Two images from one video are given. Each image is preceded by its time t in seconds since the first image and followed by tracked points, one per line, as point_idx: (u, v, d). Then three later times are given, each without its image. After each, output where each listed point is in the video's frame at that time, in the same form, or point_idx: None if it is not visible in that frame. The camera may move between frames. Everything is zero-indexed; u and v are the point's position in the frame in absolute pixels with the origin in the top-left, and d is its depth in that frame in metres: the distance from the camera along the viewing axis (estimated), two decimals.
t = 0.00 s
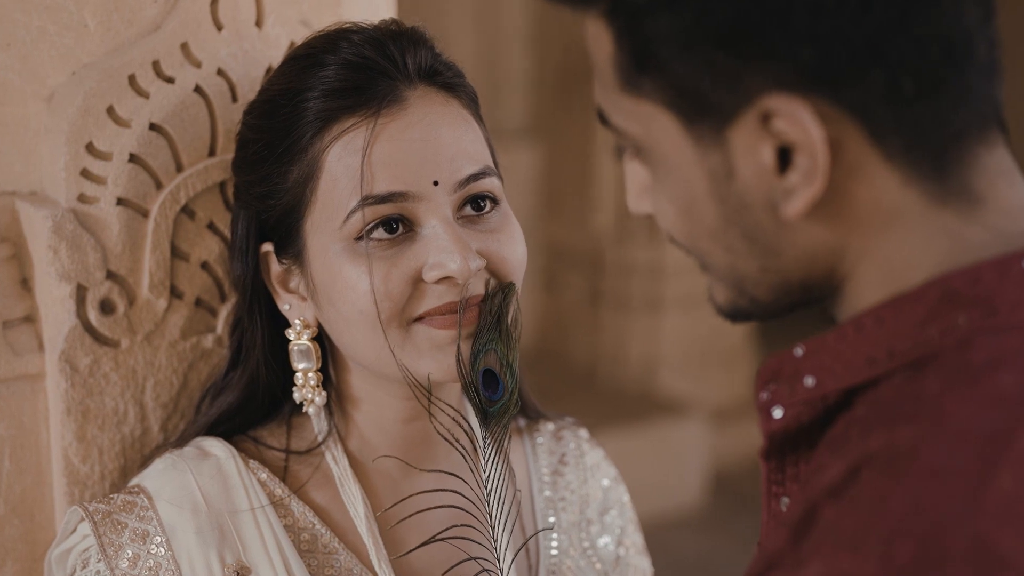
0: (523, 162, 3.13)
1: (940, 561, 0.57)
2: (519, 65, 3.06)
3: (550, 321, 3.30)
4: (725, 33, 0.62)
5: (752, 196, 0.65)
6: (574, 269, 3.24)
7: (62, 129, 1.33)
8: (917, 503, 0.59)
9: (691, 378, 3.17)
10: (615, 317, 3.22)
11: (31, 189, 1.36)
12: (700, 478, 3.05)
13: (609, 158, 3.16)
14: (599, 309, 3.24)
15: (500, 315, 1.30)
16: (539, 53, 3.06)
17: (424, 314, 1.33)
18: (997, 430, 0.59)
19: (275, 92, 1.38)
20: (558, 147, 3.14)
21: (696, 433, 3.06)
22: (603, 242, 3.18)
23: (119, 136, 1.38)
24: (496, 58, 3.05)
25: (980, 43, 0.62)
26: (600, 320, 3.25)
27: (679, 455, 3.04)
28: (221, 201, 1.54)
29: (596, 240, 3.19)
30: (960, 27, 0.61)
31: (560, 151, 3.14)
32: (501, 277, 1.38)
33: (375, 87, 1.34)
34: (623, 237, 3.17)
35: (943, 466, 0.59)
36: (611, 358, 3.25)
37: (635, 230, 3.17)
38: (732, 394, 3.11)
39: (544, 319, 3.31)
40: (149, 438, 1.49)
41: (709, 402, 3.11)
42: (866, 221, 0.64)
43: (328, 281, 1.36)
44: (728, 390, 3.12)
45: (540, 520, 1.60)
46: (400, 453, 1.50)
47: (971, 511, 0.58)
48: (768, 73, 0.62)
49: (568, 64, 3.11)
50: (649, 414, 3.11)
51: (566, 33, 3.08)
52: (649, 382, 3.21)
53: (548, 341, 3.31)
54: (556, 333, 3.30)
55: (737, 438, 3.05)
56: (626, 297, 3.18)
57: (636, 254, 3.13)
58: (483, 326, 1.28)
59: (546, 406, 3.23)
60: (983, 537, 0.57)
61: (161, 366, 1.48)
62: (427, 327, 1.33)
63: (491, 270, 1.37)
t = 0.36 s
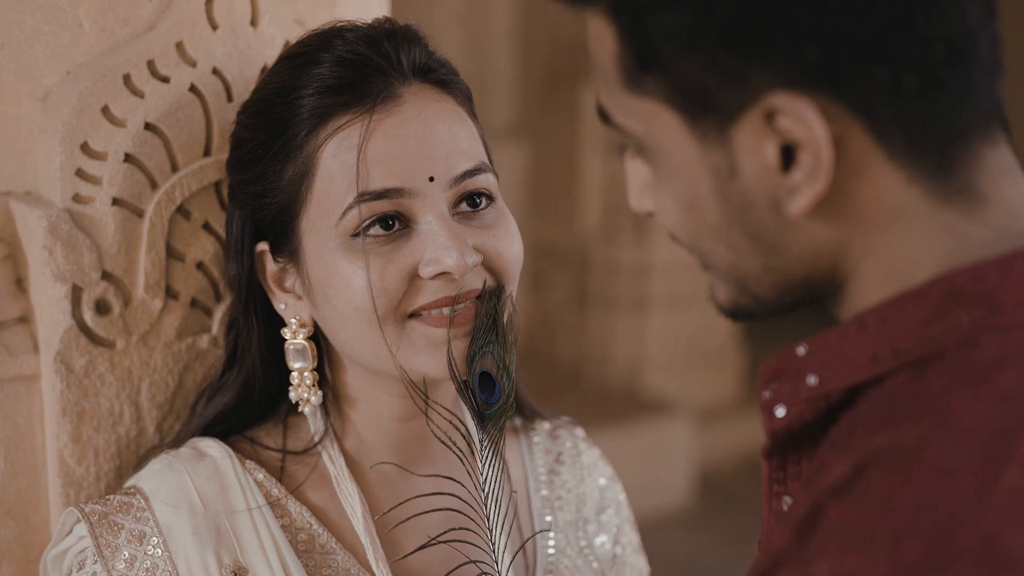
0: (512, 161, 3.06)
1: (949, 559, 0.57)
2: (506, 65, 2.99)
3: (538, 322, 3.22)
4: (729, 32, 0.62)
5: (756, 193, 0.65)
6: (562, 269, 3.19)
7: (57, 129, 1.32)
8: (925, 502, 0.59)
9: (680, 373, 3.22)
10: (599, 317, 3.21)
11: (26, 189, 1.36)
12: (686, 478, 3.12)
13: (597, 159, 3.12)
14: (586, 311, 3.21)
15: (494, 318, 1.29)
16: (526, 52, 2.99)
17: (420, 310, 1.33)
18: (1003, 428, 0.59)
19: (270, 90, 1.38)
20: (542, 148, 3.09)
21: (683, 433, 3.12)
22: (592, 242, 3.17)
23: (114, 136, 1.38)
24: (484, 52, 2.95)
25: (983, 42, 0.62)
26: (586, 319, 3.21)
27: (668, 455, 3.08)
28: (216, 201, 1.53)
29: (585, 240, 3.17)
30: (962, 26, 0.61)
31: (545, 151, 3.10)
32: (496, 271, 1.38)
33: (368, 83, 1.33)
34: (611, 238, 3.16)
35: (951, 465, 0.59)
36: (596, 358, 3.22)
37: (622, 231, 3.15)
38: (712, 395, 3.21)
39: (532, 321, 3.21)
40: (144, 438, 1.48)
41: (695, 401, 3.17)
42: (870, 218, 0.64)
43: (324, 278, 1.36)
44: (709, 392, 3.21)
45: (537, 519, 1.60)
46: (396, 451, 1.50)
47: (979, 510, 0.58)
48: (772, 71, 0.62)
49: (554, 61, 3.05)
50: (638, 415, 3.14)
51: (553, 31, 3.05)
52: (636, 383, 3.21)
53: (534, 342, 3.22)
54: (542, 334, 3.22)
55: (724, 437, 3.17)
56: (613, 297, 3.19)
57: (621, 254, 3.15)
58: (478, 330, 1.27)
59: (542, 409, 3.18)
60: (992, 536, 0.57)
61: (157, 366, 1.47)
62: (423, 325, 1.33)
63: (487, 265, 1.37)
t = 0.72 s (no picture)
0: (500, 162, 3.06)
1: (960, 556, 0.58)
2: (492, 67, 3.00)
3: (528, 320, 3.27)
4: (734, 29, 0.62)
5: (761, 191, 0.65)
6: (547, 269, 3.22)
7: (52, 128, 1.31)
8: (936, 500, 0.59)
9: (667, 373, 3.21)
10: (587, 316, 3.23)
11: (20, 189, 1.35)
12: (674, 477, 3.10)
13: (582, 158, 3.10)
14: (573, 309, 3.23)
15: (488, 321, 1.28)
16: (511, 52, 3.00)
17: (414, 305, 1.32)
18: (1011, 426, 0.59)
19: (264, 87, 1.37)
20: (529, 147, 3.10)
21: (669, 432, 3.12)
22: (576, 242, 3.17)
23: (109, 135, 1.37)
24: (472, 55, 2.96)
25: (988, 40, 0.62)
26: (573, 319, 3.23)
27: (654, 451, 3.08)
28: (211, 200, 1.52)
29: (570, 240, 3.18)
30: (967, 23, 0.61)
31: (532, 151, 3.10)
32: (493, 266, 1.38)
33: (362, 80, 1.33)
34: (597, 237, 3.15)
35: (960, 463, 0.59)
36: (583, 357, 3.24)
37: (608, 229, 3.13)
38: (699, 394, 3.23)
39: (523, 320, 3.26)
40: (140, 438, 1.47)
41: (681, 400, 3.20)
42: (874, 216, 0.64)
43: (320, 275, 1.35)
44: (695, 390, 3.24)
45: (534, 517, 1.59)
46: (392, 450, 1.50)
47: (989, 508, 0.58)
48: (777, 68, 0.62)
49: (541, 62, 3.03)
50: (623, 413, 3.15)
51: (539, 33, 3.02)
52: (622, 381, 3.22)
53: (525, 340, 3.28)
54: (533, 333, 3.27)
55: (708, 438, 3.18)
56: (600, 295, 3.19)
57: (608, 254, 3.13)
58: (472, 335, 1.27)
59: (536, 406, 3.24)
60: (1003, 533, 0.57)
61: (152, 366, 1.47)
62: (419, 321, 1.33)
63: (483, 261, 1.37)
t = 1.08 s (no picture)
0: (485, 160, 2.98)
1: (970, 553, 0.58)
2: (477, 66, 2.93)
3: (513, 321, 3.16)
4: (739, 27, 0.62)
5: (766, 188, 0.65)
6: (533, 268, 3.12)
7: (46, 127, 1.31)
8: (946, 498, 0.60)
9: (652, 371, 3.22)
10: (573, 316, 3.17)
11: (15, 188, 1.33)
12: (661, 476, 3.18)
13: (569, 158, 3.05)
14: (558, 311, 3.16)
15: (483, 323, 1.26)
16: (496, 52, 2.93)
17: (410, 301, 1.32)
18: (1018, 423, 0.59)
19: (258, 84, 1.37)
20: (515, 147, 3.03)
21: (657, 433, 3.19)
22: (562, 242, 3.11)
23: (104, 134, 1.36)
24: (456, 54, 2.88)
25: (993, 37, 0.62)
26: (559, 319, 3.17)
27: (642, 451, 3.19)
28: (207, 198, 1.52)
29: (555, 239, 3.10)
30: (973, 20, 0.61)
31: (517, 151, 3.03)
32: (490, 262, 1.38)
33: (356, 76, 1.33)
34: (583, 237, 3.11)
35: (969, 460, 0.60)
36: (569, 357, 3.18)
37: (594, 229, 3.12)
38: (686, 393, 3.23)
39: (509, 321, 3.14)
40: (135, 439, 1.47)
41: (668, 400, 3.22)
42: (879, 213, 0.64)
43: (316, 272, 1.35)
44: (681, 389, 3.23)
45: (530, 516, 1.58)
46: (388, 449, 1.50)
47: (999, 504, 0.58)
48: (783, 65, 0.62)
49: (527, 62, 2.94)
50: (613, 413, 3.19)
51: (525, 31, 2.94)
52: (609, 381, 3.21)
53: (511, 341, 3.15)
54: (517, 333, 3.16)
55: (697, 436, 3.18)
56: (585, 294, 3.16)
57: (593, 254, 3.12)
58: (468, 337, 1.25)
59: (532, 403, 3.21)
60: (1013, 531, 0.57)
61: (147, 366, 1.46)
62: (415, 317, 1.33)
63: (479, 257, 1.37)
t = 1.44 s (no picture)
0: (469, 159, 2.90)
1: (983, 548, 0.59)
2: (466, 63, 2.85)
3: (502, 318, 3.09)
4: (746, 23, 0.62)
5: (773, 185, 0.65)
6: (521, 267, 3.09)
7: (42, 125, 1.30)
8: (958, 496, 0.60)
9: (638, 371, 3.23)
10: (560, 314, 3.13)
11: (8, 186, 1.32)
12: (647, 475, 3.20)
13: (555, 157, 3.01)
14: (545, 311, 3.12)
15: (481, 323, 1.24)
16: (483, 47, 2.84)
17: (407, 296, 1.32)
18: None
19: (254, 81, 1.36)
20: (501, 147, 2.97)
21: (644, 430, 3.22)
22: (548, 242, 3.07)
23: (101, 132, 1.36)
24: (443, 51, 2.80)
25: (999, 33, 0.62)
26: (547, 319, 3.12)
27: (629, 450, 3.20)
28: (203, 196, 1.51)
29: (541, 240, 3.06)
30: (979, 16, 0.61)
31: (503, 150, 2.97)
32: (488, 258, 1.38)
33: (352, 73, 1.32)
34: (570, 236, 3.08)
35: (979, 457, 0.60)
36: (555, 357, 3.14)
37: (581, 227, 3.08)
38: (673, 394, 3.29)
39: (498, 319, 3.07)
40: (131, 438, 1.46)
41: (652, 399, 3.24)
42: (885, 208, 0.64)
43: (313, 269, 1.34)
44: (669, 390, 3.29)
45: (528, 514, 1.59)
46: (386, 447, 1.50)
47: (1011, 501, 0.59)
48: (790, 61, 0.62)
49: (513, 61, 2.91)
50: (599, 412, 3.18)
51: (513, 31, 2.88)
52: (595, 381, 3.18)
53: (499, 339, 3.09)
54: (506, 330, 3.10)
55: (681, 436, 3.28)
56: (572, 294, 3.13)
57: (581, 253, 3.09)
58: (465, 336, 1.23)
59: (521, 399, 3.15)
60: None
61: (144, 365, 1.46)
62: (413, 313, 1.33)
63: (477, 252, 1.37)
